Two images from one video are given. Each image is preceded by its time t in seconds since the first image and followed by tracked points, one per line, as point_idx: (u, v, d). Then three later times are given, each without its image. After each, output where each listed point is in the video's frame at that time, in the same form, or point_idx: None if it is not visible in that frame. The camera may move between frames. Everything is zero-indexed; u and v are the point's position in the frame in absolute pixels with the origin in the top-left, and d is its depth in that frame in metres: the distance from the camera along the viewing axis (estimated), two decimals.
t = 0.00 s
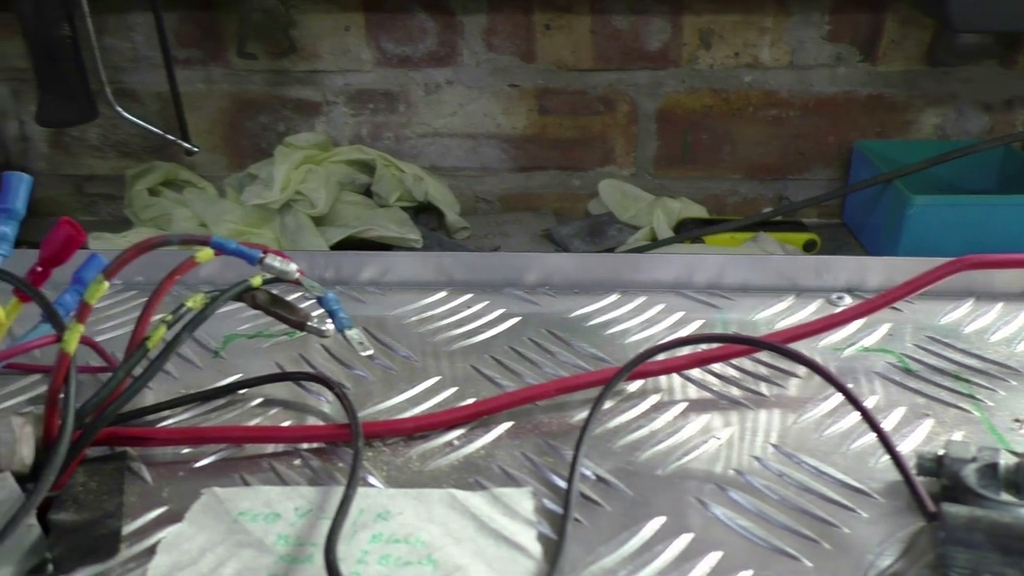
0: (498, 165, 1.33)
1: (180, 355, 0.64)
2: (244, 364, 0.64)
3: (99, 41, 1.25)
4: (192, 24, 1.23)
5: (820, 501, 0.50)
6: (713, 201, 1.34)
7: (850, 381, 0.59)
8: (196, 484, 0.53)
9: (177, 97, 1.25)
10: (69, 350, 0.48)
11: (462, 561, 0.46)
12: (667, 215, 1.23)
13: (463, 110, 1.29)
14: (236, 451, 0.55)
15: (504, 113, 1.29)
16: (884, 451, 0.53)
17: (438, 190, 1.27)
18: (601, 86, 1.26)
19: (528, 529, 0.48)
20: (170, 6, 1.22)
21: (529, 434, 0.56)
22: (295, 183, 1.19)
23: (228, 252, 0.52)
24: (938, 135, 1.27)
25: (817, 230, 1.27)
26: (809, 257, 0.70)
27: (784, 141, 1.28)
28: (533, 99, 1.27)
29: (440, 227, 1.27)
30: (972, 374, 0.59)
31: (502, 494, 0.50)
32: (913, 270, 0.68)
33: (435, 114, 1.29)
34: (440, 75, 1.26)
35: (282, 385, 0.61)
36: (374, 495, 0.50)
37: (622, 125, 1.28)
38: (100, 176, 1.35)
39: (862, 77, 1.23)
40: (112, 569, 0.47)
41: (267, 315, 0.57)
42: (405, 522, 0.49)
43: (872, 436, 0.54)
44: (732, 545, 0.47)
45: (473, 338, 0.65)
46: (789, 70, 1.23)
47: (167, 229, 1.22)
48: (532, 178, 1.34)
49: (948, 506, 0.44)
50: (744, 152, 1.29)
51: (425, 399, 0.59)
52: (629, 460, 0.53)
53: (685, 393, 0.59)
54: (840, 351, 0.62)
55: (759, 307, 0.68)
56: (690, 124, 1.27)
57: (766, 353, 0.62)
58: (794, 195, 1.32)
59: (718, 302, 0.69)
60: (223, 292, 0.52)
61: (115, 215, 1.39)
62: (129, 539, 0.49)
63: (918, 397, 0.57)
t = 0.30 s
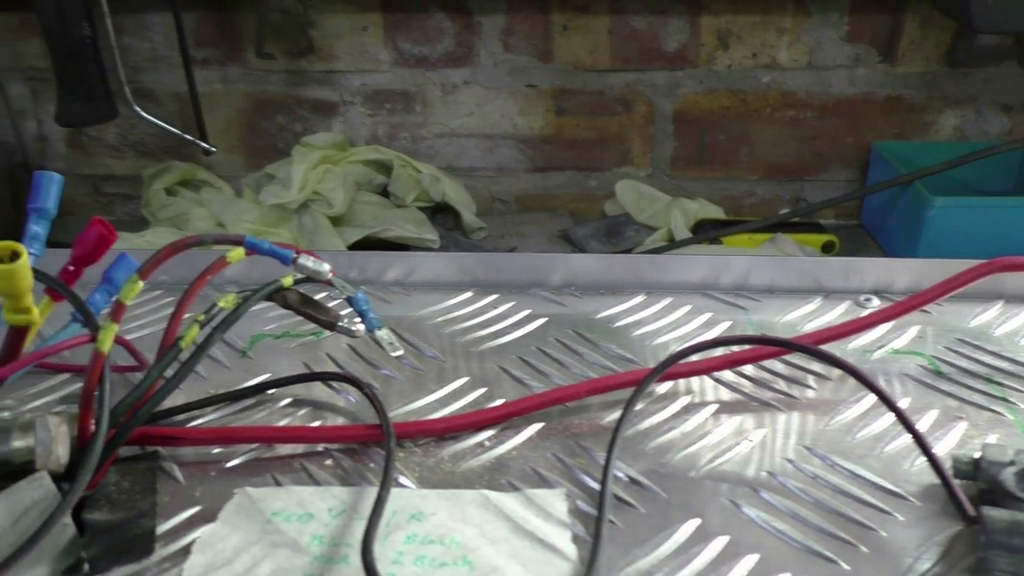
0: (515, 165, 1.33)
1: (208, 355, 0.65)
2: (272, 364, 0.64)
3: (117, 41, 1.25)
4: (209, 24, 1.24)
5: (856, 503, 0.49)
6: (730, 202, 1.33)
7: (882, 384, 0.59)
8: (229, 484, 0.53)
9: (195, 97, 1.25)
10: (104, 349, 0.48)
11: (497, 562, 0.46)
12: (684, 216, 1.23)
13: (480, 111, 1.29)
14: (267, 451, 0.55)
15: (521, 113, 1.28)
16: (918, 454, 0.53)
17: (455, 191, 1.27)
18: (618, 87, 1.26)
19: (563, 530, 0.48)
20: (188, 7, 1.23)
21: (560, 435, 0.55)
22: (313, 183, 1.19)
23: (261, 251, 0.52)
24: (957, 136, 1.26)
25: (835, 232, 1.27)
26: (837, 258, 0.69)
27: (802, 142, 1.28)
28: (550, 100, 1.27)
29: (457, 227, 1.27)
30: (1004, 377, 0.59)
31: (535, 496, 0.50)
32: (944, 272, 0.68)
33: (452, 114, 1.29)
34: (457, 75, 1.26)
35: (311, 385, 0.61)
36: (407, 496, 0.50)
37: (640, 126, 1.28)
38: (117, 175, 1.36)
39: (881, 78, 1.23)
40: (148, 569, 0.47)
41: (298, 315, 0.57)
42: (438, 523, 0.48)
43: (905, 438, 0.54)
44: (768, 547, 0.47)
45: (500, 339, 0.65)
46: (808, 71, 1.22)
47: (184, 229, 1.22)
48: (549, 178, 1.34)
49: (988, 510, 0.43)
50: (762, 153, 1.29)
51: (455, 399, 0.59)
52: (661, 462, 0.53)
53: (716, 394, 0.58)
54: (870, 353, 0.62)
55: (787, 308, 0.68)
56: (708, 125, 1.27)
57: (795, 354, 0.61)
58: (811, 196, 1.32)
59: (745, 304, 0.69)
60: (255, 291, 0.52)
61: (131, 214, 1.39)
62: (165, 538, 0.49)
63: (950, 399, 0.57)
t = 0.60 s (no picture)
0: (531, 165, 1.33)
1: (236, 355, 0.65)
2: (300, 364, 0.64)
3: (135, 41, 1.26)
4: (227, 25, 1.24)
5: (890, 507, 0.49)
6: (747, 203, 1.33)
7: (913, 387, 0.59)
8: (263, 484, 0.53)
9: (212, 98, 1.25)
10: (140, 349, 0.48)
11: (533, 564, 0.46)
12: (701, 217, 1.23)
13: (496, 111, 1.29)
14: (298, 452, 0.55)
15: (537, 114, 1.28)
16: (951, 458, 0.52)
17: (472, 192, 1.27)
18: (635, 88, 1.26)
19: (597, 532, 0.48)
20: (206, 7, 1.23)
21: (591, 437, 0.55)
22: (330, 183, 1.19)
23: (295, 253, 0.53)
24: (976, 138, 1.26)
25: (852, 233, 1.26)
26: (863, 260, 0.69)
27: (820, 143, 1.27)
28: (566, 100, 1.27)
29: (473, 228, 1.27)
30: None
31: (569, 498, 0.50)
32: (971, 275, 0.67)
33: (469, 114, 1.29)
34: (473, 75, 1.26)
35: (340, 386, 0.62)
36: (440, 497, 0.50)
37: (656, 127, 1.28)
38: (134, 175, 1.36)
39: (899, 79, 1.22)
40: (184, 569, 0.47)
41: (328, 315, 0.57)
42: (472, 524, 0.48)
43: (938, 442, 0.54)
44: (804, 551, 0.47)
45: (527, 341, 0.65)
46: (825, 72, 1.22)
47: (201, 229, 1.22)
48: (565, 179, 1.34)
49: None
50: (779, 154, 1.29)
51: (485, 400, 0.59)
52: (693, 464, 0.53)
53: (746, 397, 0.58)
54: (900, 356, 0.62)
55: (814, 311, 0.68)
56: (724, 126, 1.27)
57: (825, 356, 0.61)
58: (828, 198, 1.32)
59: (772, 306, 0.69)
60: (288, 292, 0.52)
61: (148, 214, 1.40)
62: (200, 539, 0.49)
63: (982, 403, 0.57)
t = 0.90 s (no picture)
0: (547, 164, 1.33)
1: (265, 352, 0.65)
2: (329, 361, 0.64)
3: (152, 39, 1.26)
4: (244, 23, 1.24)
5: (929, 506, 0.49)
6: (764, 202, 1.33)
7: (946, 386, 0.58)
8: (296, 481, 0.53)
9: (230, 96, 1.25)
10: (175, 346, 0.48)
11: (572, 562, 0.46)
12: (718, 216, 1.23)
13: (512, 110, 1.28)
14: (330, 449, 0.55)
15: (554, 113, 1.28)
16: (988, 458, 0.52)
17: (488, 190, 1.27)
18: (652, 87, 1.25)
19: (635, 531, 0.48)
20: (223, 5, 1.23)
21: (624, 435, 0.55)
22: (348, 182, 1.19)
23: (330, 249, 0.53)
24: (994, 137, 1.26)
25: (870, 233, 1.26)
26: (892, 259, 0.69)
27: (837, 142, 1.27)
28: (583, 99, 1.27)
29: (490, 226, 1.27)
30: None
31: (605, 496, 0.50)
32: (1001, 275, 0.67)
33: (485, 113, 1.29)
34: (490, 74, 1.26)
35: (369, 383, 0.61)
36: (475, 495, 0.50)
37: (673, 126, 1.28)
38: (151, 173, 1.36)
39: (918, 79, 1.22)
40: (221, 565, 0.47)
41: (360, 313, 0.57)
42: (509, 522, 0.48)
43: (974, 441, 0.54)
44: (843, 551, 0.46)
45: (556, 339, 0.65)
46: (843, 71, 1.22)
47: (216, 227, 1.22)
48: (582, 177, 1.34)
49: None
50: (796, 154, 1.29)
51: (516, 398, 0.59)
52: (728, 462, 0.53)
53: (779, 395, 0.58)
54: (932, 355, 0.61)
55: (843, 310, 0.67)
56: (742, 125, 1.26)
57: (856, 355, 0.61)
58: (846, 197, 1.31)
59: (800, 305, 0.68)
60: (322, 288, 0.52)
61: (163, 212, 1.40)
62: (235, 535, 0.49)
63: (1016, 403, 0.57)
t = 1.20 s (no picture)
0: (564, 162, 1.33)
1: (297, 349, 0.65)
2: (362, 358, 0.64)
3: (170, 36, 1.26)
4: (262, 21, 1.24)
5: (971, 506, 0.49)
6: (782, 201, 1.33)
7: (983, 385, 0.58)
8: (334, 479, 0.53)
9: (248, 93, 1.26)
10: (216, 342, 0.48)
11: (615, 561, 0.46)
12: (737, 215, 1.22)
13: (531, 108, 1.28)
14: (366, 446, 0.55)
15: (572, 112, 1.28)
16: None
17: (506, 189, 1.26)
18: (671, 85, 1.25)
19: (677, 529, 0.48)
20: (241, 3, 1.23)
21: (660, 433, 0.55)
22: (367, 180, 1.19)
23: (369, 246, 0.52)
24: (1015, 137, 1.25)
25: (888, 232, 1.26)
26: (923, 258, 0.68)
27: (856, 141, 1.27)
28: (601, 98, 1.27)
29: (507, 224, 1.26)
30: None
31: (646, 495, 0.50)
32: None
33: (503, 111, 1.29)
34: (508, 72, 1.26)
35: (402, 380, 0.61)
36: (515, 493, 0.50)
37: (692, 124, 1.27)
38: (169, 170, 1.36)
39: (938, 77, 1.22)
40: (263, 562, 0.47)
41: (398, 310, 0.57)
42: (550, 520, 0.48)
43: (1013, 441, 0.53)
44: (887, 551, 0.46)
45: (588, 337, 0.65)
46: (863, 70, 1.21)
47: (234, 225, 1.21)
48: (599, 176, 1.34)
49: None
50: (814, 153, 1.28)
51: (551, 396, 0.59)
52: (767, 462, 0.52)
53: (814, 394, 0.58)
54: (968, 355, 0.61)
55: (875, 308, 0.67)
56: (760, 123, 1.26)
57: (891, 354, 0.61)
58: (864, 196, 1.31)
59: (832, 304, 0.68)
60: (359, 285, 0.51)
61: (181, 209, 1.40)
62: (275, 532, 0.49)
63: None
